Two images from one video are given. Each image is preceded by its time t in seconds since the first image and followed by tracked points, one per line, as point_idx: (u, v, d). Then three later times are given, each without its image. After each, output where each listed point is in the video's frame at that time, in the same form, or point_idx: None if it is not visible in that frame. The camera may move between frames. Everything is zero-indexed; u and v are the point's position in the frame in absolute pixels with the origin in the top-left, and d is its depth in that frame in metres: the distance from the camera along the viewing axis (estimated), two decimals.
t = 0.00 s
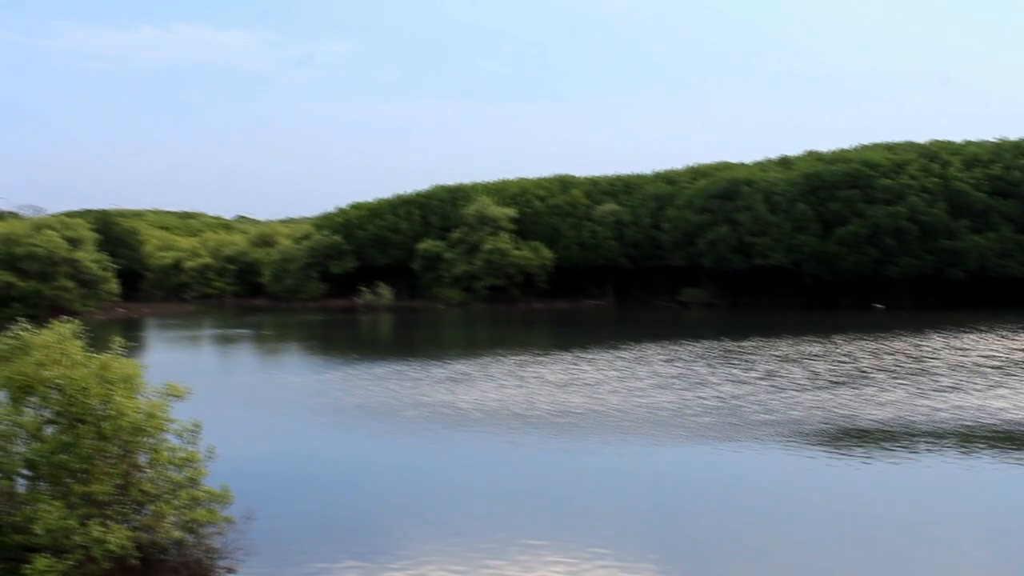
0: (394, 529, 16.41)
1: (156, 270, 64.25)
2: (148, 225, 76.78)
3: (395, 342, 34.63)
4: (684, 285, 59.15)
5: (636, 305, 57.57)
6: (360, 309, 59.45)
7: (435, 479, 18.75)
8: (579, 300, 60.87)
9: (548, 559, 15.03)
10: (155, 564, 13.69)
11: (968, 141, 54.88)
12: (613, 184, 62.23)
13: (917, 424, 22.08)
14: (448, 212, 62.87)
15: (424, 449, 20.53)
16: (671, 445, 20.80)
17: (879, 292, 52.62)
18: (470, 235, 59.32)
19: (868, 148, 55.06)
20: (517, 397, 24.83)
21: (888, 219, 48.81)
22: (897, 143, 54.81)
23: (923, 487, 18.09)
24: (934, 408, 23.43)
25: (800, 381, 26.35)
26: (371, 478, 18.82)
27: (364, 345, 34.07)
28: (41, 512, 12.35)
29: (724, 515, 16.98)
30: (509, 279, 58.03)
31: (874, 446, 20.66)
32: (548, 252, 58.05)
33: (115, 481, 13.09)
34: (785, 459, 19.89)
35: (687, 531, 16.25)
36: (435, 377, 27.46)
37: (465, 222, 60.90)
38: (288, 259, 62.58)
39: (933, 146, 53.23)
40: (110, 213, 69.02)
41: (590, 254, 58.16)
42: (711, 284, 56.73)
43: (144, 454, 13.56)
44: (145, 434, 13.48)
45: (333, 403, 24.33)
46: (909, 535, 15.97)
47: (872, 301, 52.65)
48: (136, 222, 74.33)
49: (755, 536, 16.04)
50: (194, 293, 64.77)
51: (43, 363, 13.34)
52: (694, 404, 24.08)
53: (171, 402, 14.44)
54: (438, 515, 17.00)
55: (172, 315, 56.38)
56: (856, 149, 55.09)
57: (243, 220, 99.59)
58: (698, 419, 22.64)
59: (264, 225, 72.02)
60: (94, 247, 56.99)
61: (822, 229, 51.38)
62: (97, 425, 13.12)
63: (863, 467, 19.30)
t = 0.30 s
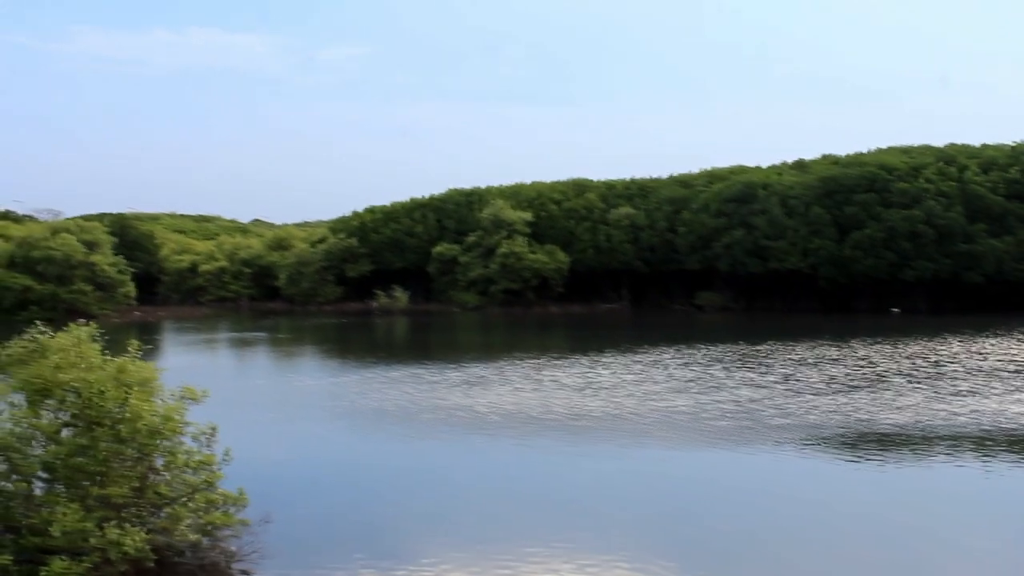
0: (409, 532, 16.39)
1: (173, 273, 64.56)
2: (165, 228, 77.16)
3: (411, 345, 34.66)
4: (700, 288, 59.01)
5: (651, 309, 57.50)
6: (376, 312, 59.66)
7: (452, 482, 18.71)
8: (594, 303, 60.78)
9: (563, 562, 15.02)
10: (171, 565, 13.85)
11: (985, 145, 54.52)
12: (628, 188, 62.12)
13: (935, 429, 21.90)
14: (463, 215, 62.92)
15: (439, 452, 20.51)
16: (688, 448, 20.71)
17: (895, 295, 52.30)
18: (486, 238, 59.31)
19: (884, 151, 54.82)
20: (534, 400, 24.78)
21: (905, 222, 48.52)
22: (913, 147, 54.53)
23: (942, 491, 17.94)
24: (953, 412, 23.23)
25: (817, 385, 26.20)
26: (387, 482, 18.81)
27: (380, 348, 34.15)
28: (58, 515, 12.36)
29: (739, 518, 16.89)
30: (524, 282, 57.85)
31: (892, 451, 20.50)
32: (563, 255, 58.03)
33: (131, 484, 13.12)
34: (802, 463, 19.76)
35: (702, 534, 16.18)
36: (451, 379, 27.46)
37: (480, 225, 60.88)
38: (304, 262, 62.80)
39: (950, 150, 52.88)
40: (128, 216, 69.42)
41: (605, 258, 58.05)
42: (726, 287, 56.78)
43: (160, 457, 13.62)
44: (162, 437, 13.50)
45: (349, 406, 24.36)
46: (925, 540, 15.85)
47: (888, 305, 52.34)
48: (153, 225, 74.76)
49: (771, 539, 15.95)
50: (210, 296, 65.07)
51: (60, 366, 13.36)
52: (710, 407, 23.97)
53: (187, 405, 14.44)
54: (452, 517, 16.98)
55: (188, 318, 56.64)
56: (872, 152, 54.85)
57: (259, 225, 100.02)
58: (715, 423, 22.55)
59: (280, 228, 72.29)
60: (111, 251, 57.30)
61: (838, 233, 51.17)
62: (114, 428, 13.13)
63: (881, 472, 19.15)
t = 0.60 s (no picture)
0: (428, 535, 16.34)
1: (193, 276, 64.91)
2: (184, 232, 77.62)
3: (431, 348, 34.72)
4: (719, 292, 58.79)
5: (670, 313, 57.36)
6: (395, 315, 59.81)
7: (470, 486, 18.65)
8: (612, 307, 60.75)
9: (582, 564, 14.96)
10: (191, 567, 13.81)
11: (1007, 148, 54.09)
12: (647, 192, 61.96)
13: (958, 434, 21.67)
14: (482, 218, 62.97)
15: (458, 455, 20.45)
16: (709, 452, 20.58)
17: (915, 299, 51.89)
18: (504, 242, 59.26)
19: (904, 155, 54.43)
20: (554, 404, 24.70)
21: (925, 226, 48.10)
22: (934, 151, 54.11)
23: (965, 497, 17.73)
24: (975, 417, 22.99)
25: (838, 389, 25.99)
26: (405, 485, 18.77)
27: (400, 351, 34.19)
28: (79, 516, 12.39)
29: (759, 523, 16.75)
30: (543, 286, 57.88)
31: (914, 455, 20.29)
32: (582, 259, 57.94)
33: (151, 486, 13.15)
34: (824, 468, 19.59)
35: (722, 539, 16.05)
36: (471, 383, 27.43)
37: (499, 229, 60.84)
38: (323, 265, 63.03)
39: (971, 154, 52.44)
40: (148, 220, 69.89)
41: (624, 261, 57.92)
42: (745, 291, 56.62)
43: (180, 459, 13.54)
44: (182, 439, 13.39)
45: (369, 409, 24.36)
46: (948, 545, 15.67)
47: (908, 309, 52.00)
48: (174, 229, 75.21)
49: (791, 544, 15.81)
50: (229, 299, 65.48)
51: (81, 369, 13.36)
52: (731, 411, 23.81)
53: (208, 407, 14.35)
54: (470, 520, 16.92)
55: (208, 320, 56.89)
56: (892, 156, 54.47)
57: (279, 228, 100.57)
58: (735, 427, 22.40)
59: (299, 232, 72.57)
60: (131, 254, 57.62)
61: (858, 236, 50.88)
62: (134, 430, 13.10)
63: (904, 477, 18.95)
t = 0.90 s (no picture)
0: (444, 534, 16.29)
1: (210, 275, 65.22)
2: (203, 230, 78.01)
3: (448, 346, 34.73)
4: (735, 291, 58.44)
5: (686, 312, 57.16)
6: (411, 314, 60.06)
7: (486, 485, 18.56)
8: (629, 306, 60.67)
9: (598, 564, 14.89)
10: (208, 565, 13.91)
11: None
12: (664, 190, 61.55)
13: (978, 434, 21.43)
14: (499, 217, 63.00)
15: (475, 455, 20.36)
16: (726, 452, 20.43)
17: (934, 299, 51.27)
18: (521, 240, 59.45)
19: (923, 154, 53.99)
20: (570, 402, 24.62)
21: (944, 226, 47.71)
22: (953, 150, 53.62)
23: (985, 497, 17.55)
24: (996, 417, 22.74)
25: (857, 389, 25.78)
26: (422, 483, 18.73)
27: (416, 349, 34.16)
28: (98, 513, 12.32)
29: (777, 523, 16.61)
30: (559, 285, 57.89)
31: (933, 455, 20.08)
32: (599, 258, 57.77)
33: (169, 483, 13.23)
34: (842, 468, 19.42)
35: (738, 539, 15.90)
36: (488, 381, 27.36)
37: (515, 228, 60.89)
38: (340, 264, 63.18)
39: (990, 153, 51.47)
40: (166, 218, 70.29)
41: (641, 260, 57.82)
42: (762, 290, 56.50)
43: (197, 456, 13.73)
44: (199, 437, 13.62)
45: (386, 407, 24.35)
46: (967, 545, 15.52)
47: (927, 309, 51.31)
48: (192, 228, 75.59)
49: (809, 544, 15.68)
50: (247, 297, 65.79)
51: (99, 366, 13.33)
52: (749, 411, 23.66)
53: (223, 405, 14.59)
54: (485, 520, 16.83)
55: (225, 319, 57.07)
56: (911, 155, 54.04)
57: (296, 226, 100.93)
58: (753, 426, 22.24)
59: (316, 231, 72.73)
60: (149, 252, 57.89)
61: (877, 236, 50.52)
62: (152, 427, 13.23)
63: (922, 477, 18.77)
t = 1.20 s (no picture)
0: (465, 524, 16.27)
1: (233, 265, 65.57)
2: (225, 221, 78.45)
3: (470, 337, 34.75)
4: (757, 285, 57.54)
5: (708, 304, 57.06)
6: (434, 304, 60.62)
7: (507, 476, 18.51)
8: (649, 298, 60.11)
9: (619, 556, 14.81)
10: (230, 555, 13.60)
11: None
12: (686, 182, 60.62)
13: (1003, 428, 21.20)
14: (520, 209, 63.04)
15: (497, 446, 20.31)
16: (749, 444, 20.31)
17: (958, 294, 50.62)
18: (542, 232, 59.68)
19: (948, 147, 53.44)
20: (592, 394, 24.57)
21: (968, 220, 47.50)
22: (978, 143, 53.05)
23: (1011, 491, 17.35)
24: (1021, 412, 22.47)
25: (881, 382, 25.56)
26: (443, 474, 18.71)
27: (437, 340, 34.19)
28: (120, 501, 12.39)
29: (801, 516, 16.48)
30: (582, 276, 57.82)
31: (958, 449, 19.88)
32: (621, 250, 57.48)
33: (192, 472, 13.18)
34: (865, 461, 19.25)
35: (761, 532, 15.77)
36: (511, 372, 27.35)
37: (537, 219, 61.12)
38: (362, 255, 63.37)
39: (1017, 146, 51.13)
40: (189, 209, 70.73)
41: (663, 252, 57.60)
42: (785, 283, 55.77)
43: (220, 446, 13.67)
44: (221, 426, 13.58)
45: (409, 397, 24.38)
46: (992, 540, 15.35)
47: (950, 304, 50.71)
48: (215, 218, 76.03)
49: (832, 538, 15.54)
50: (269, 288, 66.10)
51: (122, 355, 13.46)
52: (772, 403, 23.52)
53: (245, 394, 14.53)
54: (506, 511, 16.78)
55: (248, 308, 57.34)
56: (935, 148, 53.53)
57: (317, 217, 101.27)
58: (776, 419, 22.10)
59: (337, 221, 72.88)
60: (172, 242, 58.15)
61: (901, 229, 50.08)
62: (174, 416, 13.23)
63: (947, 471, 18.57)
